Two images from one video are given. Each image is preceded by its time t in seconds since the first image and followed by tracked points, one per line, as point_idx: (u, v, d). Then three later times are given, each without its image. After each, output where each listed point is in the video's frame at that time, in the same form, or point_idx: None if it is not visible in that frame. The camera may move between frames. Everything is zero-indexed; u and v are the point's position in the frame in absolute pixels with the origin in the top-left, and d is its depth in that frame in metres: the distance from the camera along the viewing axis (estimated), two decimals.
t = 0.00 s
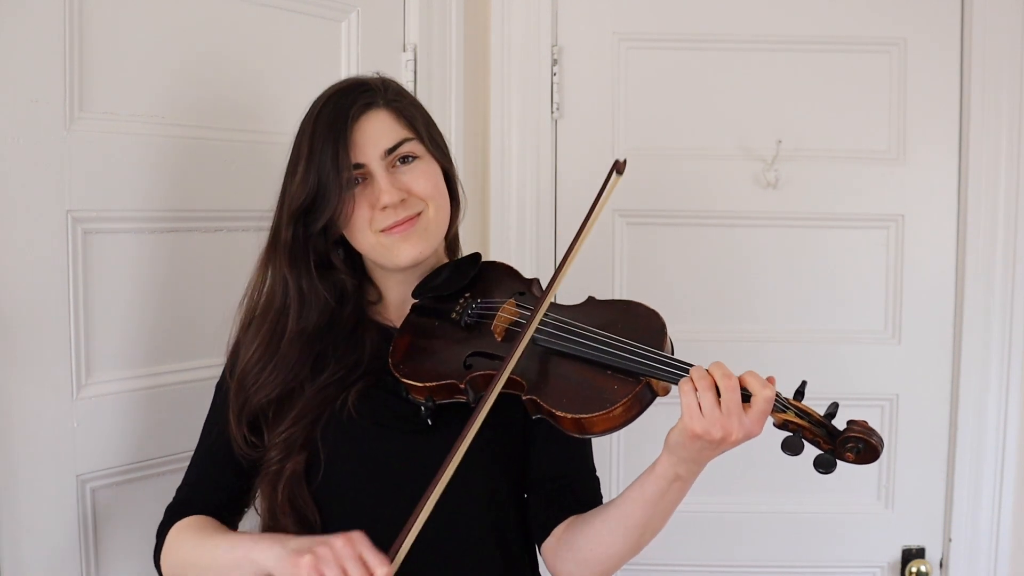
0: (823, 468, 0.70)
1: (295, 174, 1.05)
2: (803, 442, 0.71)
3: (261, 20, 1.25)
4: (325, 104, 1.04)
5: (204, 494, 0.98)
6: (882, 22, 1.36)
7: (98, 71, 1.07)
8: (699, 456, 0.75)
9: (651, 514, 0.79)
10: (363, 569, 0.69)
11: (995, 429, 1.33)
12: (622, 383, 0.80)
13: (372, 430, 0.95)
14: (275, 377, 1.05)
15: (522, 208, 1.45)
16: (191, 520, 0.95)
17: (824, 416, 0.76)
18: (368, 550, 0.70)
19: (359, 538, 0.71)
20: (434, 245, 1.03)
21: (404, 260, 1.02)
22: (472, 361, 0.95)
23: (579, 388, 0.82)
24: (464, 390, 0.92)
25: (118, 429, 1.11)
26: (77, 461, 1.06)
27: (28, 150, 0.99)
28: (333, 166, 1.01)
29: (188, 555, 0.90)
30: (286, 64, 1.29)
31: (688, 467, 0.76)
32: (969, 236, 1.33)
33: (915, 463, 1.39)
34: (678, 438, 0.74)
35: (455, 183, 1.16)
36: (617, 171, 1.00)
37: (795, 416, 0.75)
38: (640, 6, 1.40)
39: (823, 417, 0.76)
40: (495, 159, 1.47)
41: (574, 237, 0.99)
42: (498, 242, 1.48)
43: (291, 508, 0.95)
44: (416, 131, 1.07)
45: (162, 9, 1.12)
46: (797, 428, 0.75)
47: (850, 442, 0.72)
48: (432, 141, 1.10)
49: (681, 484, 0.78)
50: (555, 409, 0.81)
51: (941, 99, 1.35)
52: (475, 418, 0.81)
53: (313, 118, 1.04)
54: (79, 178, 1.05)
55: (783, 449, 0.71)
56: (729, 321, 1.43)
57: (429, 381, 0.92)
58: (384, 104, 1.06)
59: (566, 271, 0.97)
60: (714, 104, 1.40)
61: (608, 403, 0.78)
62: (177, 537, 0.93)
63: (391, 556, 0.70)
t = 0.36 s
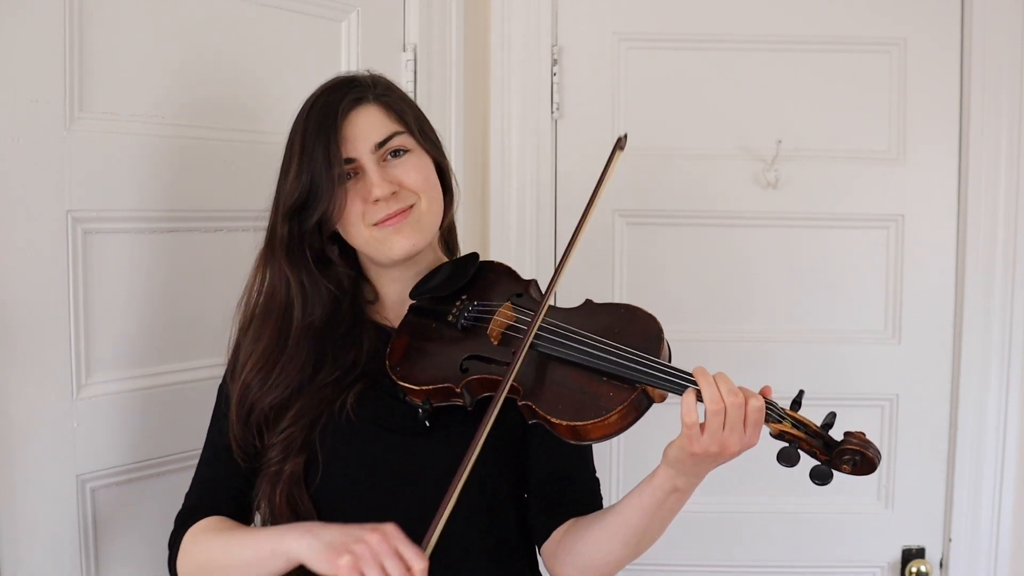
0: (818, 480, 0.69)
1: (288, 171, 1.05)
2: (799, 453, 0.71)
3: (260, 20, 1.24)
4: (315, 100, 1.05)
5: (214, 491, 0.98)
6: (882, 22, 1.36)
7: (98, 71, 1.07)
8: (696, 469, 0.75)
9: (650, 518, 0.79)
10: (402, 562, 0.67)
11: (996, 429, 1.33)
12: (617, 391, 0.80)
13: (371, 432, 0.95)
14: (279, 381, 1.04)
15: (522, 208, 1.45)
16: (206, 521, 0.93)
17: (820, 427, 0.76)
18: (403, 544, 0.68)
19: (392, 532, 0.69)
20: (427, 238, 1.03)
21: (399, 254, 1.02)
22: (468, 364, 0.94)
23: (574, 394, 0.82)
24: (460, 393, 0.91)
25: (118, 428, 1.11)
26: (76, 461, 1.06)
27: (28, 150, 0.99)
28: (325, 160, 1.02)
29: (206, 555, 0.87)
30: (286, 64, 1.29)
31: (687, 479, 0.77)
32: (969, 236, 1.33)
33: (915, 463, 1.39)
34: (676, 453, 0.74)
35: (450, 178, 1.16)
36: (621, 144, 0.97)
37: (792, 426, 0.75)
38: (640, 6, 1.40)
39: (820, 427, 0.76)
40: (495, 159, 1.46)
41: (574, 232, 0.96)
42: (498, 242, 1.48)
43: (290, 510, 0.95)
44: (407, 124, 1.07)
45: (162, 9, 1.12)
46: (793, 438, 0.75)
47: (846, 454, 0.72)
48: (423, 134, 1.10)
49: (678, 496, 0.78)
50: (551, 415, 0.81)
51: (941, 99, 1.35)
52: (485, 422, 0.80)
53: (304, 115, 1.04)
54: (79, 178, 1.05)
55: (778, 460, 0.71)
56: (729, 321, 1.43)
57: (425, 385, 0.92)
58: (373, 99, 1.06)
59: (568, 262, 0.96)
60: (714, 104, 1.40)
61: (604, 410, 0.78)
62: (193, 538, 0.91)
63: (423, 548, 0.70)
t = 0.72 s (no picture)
0: (819, 474, 0.69)
1: (291, 176, 1.04)
2: (799, 448, 0.70)
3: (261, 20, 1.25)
4: (319, 104, 1.04)
5: (217, 487, 1.00)
6: (882, 22, 1.36)
7: (99, 70, 1.07)
8: (697, 464, 0.75)
9: (651, 517, 0.79)
10: (409, 545, 0.70)
11: (995, 429, 1.33)
12: (617, 387, 0.80)
13: (373, 432, 0.95)
14: (280, 384, 1.04)
15: (522, 208, 1.45)
16: (221, 528, 0.94)
17: (821, 421, 0.75)
18: (409, 527, 0.71)
19: (399, 518, 0.72)
20: (434, 244, 1.02)
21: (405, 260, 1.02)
22: (469, 362, 0.94)
23: (574, 391, 0.82)
24: (461, 392, 0.91)
25: (118, 428, 1.11)
26: (77, 461, 1.06)
27: (28, 150, 0.99)
28: (330, 166, 1.01)
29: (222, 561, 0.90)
30: (286, 64, 1.29)
31: (686, 476, 0.77)
32: (969, 236, 1.33)
33: (915, 463, 1.39)
34: (673, 449, 0.75)
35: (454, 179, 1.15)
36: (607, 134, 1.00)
37: (791, 421, 0.74)
38: (641, 6, 1.40)
39: (821, 421, 0.75)
40: (495, 159, 1.46)
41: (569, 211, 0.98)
42: (498, 242, 1.48)
43: (291, 508, 0.95)
44: (412, 128, 1.06)
45: (162, 10, 1.12)
46: (793, 434, 0.74)
47: (846, 448, 0.71)
48: (429, 138, 1.09)
49: (680, 492, 0.78)
50: (551, 413, 0.81)
51: (941, 99, 1.35)
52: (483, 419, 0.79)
53: (308, 119, 1.03)
54: (79, 178, 1.05)
55: (778, 455, 0.70)
56: (729, 321, 1.43)
57: (426, 383, 0.92)
58: (379, 103, 1.05)
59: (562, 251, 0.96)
60: (714, 104, 1.40)
61: (603, 407, 0.78)
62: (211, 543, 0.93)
63: (434, 531, 0.71)
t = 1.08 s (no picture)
0: (819, 478, 0.69)
1: (301, 168, 1.03)
2: (800, 451, 0.70)
3: (260, 20, 1.24)
4: (332, 97, 1.03)
5: (217, 487, 1.02)
6: (882, 22, 1.36)
7: (99, 70, 1.07)
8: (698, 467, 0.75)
9: (651, 520, 0.79)
10: None
11: (995, 429, 1.33)
12: (617, 389, 0.79)
13: (372, 431, 0.95)
14: (289, 376, 1.04)
15: (522, 207, 1.45)
16: (188, 525, 0.96)
17: (821, 424, 0.75)
18: None
19: None
20: (437, 241, 1.02)
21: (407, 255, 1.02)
22: (469, 362, 0.94)
23: (574, 391, 0.82)
24: (461, 392, 0.91)
25: (118, 428, 1.11)
26: (77, 461, 1.05)
27: (28, 149, 0.99)
28: (340, 158, 0.99)
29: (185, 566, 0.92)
30: (285, 64, 1.29)
31: (687, 478, 0.76)
32: (969, 235, 1.33)
33: (915, 463, 1.39)
34: (673, 451, 0.74)
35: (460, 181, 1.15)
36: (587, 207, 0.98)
37: (791, 424, 0.74)
38: (641, 7, 1.40)
39: (821, 424, 0.75)
40: (495, 159, 1.46)
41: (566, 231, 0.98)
42: (498, 242, 1.48)
43: (289, 505, 0.96)
44: (423, 126, 1.06)
45: (162, 10, 1.12)
46: (793, 436, 0.74)
47: (847, 452, 0.70)
48: (440, 136, 1.08)
49: (681, 494, 0.78)
50: (550, 414, 0.81)
51: (941, 99, 1.35)
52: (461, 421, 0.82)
53: (320, 111, 1.02)
54: (79, 178, 1.04)
55: (779, 458, 0.70)
56: (729, 321, 1.43)
57: (426, 383, 0.92)
58: (391, 99, 1.04)
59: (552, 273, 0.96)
60: (714, 104, 1.40)
61: (603, 408, 0.78)
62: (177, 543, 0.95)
63: None
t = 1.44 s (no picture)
0: (819, 474, 0.68)
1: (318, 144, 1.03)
2: (798, 447, 0.69)
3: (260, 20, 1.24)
4: (362, 83, 1.01)
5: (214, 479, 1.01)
6: (882, 22, 1.36)
7: (99, 70, 1.06)
8: (698, 463, 0.75)
9: (649, 518, 0.79)
10: None
11: (995, 429, 1.33)
12: (615, 387, 0.79)
13: (364, 429, 0.94)
14: (291, 343, 1.05)
15: (523, 207, 1.45)
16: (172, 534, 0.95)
17: (819, 419, 0.74)
18: None
19: None
20: (413, 254, 1.00)
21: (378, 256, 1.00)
22: (465, 361, 0.95)
23: (571, 390, 0.82)
24: (457, 392, 0.92)
25: (117, 429, 1.10)
26: (77, 461, 1.05)
27: (28, 149, 0.99)
28: (346, 145, 0.99)
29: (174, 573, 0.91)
30: (286, 64, 1.29)
31: (686, 475, 0.76)
32: (969, 235, 1.33)
33: (914, 463, 1.39)
34: (673, 449, 0.74)
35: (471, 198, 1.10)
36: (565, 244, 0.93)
37: (790, 420, 0.74)
38: (641, 7, 1.40)
39: (820, 419, 0.75)
40: (495, 159, 1.46)
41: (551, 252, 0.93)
42: (498, 243, 1.48)
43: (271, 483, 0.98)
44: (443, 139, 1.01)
45: (162, 9, 1.12)
46: (793, 433, 0.73)
47: (847, 448, 0.70)
48: (462, 148, 1.03)
49: (680, 490, 0.77)
50: (547, 413, 0.81)
51: (941, 99, 1.35)
52: (461, 417, 0.82)
53: (347, 94, 1.01)
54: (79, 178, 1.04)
55: (777, 454, 0.70)
56: (730, 321, 1.43)
57: (422, 383, 0.92)
58: (417, 104, 1.00)
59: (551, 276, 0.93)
60: (714, 104, 1.40)
61: (601, 407, 0.78)
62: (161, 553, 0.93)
63: None
